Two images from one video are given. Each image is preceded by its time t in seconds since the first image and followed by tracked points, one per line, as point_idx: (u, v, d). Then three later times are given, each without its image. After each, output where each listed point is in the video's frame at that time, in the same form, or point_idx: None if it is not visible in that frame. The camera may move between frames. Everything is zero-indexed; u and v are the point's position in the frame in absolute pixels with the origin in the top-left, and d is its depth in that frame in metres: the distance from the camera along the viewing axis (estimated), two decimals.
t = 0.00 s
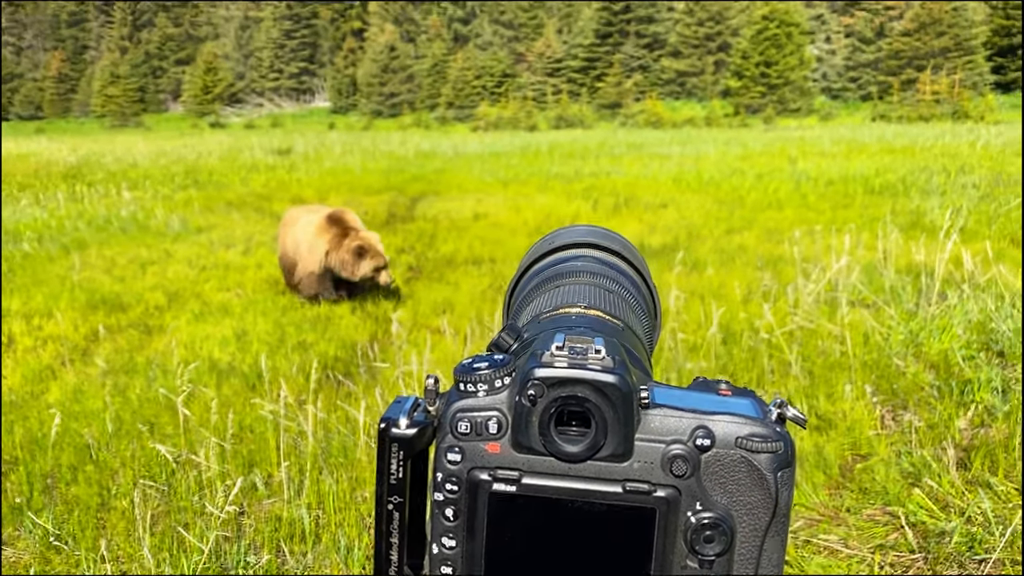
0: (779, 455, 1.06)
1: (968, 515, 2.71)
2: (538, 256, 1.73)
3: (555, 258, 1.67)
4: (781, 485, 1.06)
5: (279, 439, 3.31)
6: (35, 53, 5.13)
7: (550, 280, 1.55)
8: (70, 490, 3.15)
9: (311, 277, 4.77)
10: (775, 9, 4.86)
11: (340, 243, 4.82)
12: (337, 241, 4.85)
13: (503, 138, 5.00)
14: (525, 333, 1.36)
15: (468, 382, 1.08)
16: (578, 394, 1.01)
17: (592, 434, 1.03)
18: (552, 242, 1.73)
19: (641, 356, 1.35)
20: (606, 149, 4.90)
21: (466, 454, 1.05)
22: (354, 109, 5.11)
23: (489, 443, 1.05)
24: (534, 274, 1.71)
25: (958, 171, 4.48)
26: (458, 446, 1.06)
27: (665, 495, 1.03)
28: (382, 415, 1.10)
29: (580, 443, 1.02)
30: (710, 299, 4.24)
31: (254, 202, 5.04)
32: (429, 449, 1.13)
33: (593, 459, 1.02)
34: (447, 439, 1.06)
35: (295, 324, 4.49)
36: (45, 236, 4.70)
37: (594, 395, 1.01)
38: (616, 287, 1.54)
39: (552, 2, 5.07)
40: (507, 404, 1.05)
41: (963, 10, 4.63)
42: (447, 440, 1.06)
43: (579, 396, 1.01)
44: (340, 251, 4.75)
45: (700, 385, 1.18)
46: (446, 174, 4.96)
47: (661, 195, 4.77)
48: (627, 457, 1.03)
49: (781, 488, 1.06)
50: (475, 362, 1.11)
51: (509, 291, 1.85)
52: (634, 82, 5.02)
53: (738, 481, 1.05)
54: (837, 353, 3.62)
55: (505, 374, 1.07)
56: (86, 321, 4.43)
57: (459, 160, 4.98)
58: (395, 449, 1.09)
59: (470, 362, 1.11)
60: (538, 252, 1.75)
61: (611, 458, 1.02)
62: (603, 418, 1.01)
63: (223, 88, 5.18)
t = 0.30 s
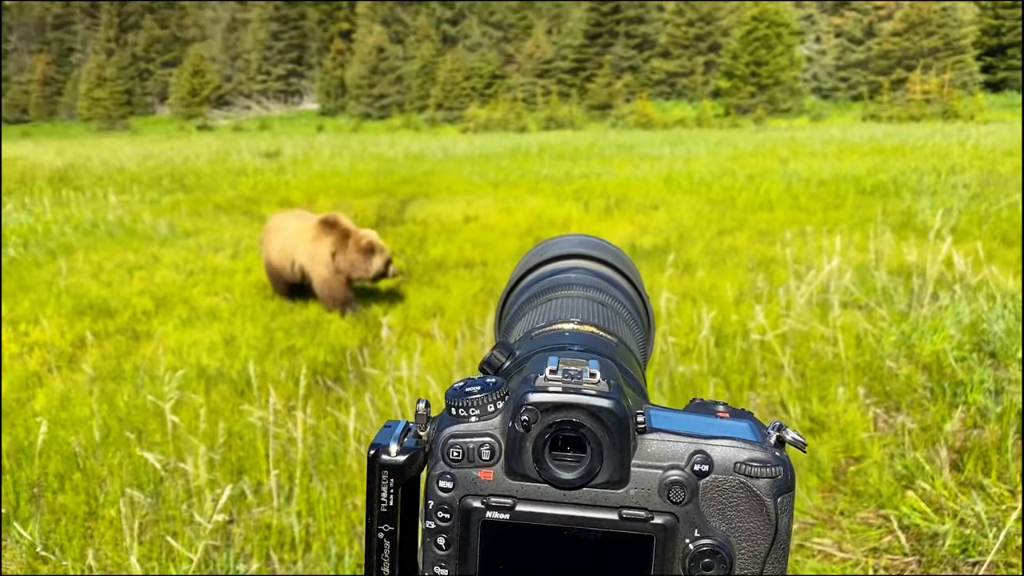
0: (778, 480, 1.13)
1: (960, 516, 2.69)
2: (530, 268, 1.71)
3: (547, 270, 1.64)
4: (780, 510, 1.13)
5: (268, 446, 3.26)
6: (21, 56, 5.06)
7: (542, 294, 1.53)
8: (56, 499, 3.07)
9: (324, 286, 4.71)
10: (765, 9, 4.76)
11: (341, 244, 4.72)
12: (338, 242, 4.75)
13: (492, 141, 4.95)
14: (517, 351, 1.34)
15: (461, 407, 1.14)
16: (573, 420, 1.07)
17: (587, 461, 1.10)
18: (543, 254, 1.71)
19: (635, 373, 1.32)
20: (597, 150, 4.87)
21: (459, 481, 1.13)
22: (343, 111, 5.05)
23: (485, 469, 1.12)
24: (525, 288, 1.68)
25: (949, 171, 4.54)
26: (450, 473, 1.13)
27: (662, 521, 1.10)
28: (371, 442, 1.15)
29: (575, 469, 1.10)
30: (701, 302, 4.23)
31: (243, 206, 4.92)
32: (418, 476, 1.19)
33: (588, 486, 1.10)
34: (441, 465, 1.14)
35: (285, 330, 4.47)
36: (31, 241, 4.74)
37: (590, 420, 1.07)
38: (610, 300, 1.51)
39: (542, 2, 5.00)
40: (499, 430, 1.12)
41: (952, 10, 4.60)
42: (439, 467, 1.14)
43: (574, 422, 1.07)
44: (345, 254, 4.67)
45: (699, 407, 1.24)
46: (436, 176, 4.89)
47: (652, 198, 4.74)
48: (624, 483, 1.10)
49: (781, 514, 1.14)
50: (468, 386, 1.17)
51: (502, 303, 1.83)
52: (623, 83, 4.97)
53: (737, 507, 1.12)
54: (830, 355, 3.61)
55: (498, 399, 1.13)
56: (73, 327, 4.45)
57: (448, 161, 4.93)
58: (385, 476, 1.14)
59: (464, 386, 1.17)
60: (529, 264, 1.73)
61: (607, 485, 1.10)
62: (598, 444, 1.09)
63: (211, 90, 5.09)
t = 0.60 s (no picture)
0: (774, 494, 1.07)
1: (954, 515, 2.72)
2: (521, 275, 1.72)
3: (539, 275, 1.65)
4: (776, 525, 1.07)
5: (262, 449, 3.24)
6: (12, 59, 5.10)
7: (534, 300, 1.53)
8: (50, 503, 3.06)
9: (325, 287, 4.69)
10: (755, 10, 4.78)
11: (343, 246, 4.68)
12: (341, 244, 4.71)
13: (485, 143, 4.94)
14: (508, 361, 1.34)
15: (450, 422, 1.09)
16: (565, 434, 1.02)
17: (580, 476, 1.04)
18: (535, 259, 1.72)
19: (627, 381, 1.33)
20: (589, 152, 4.89)
21: (449, 498, 1.06)
22: (335, 113, 5.03)
23: (474, 486, 1.05)
24: (517, 294, 1.69)
25: (939, 170, 4.52)
26: (440, 490, 1.06)
27: (657, 537, 1.04)
28: (360, 457, 1.12)
29: (567, 484, 1.04)
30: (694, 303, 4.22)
31: (236, 208, 4.89)
32: (408, 492, 1.15)
33: (581, 502, 1.04)
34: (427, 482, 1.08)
35: (278, 331, 4.47)
36: (24, 244, 4.78)
37: (582, 434, 1.02)
38: (602, 305, 1.52)
39: (534, 4, 4.99)
40: (489, 445, 1.06)
41: (941, 10, 4.57)
42: (429, 484, 1.07)
43: (566, 436, 1.02)
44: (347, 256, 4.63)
45: (692, 421, 1.21)
46: (429, 178, 4.92)
47: (644, 198, 4.78)
48: (616, 499, 1.04)
49: (777, 529, 1.08)
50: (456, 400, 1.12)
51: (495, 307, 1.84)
52: (615, 84, 4.95)
53: (732, 521, 1.06)
54: (822, 355, 3.61)
55: (488, 413, 1.08)
56: (65, 331, 4.54)
57: (441, 163, 4.93)
58: (373, 492, 1.11)
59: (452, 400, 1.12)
60: (520, 270, 1.74)
61: (599, 501, 1.04)
62: (591, 459, 1.03)
63: (203, 93, 5.07)
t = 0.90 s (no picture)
0: (767, 501, 1.02)
1: (949, 513, 2.70)
2: (514, 274, 1.72)
3: (531, 275, 1.65)
4: (770, 532, 1.02)
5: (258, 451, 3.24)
6: (5, 61, 5.18)
7: (525, 300, 1.53)
8: (43, 506, 3.03)
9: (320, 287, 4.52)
10: (749, 10, 4.90)
11: (342, 247, 4.51)
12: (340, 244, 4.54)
13: (481, 143, 5.05)
14: (499, 363, 1.33)
15: (437, 428, 1.04)
16: (553, 441, 0.98)
17: (569, 483, 0.99)
18: (527, 259, 1.72)
19: (619, 383, 1.32)
20: (584, 152, 4.97)
21: (436, 506, 1.02)
22: (330, 113, 5.14)
23: (461, 494, 1.01)
24: (510, 294, 1.68)
25: (933, 170, 4.43)
26: (427, 498, 1.02)
27: (648, 545, 0.99)
28: (344, 465, 1.09)
29: (556, 493, 0.99)
30: (690, 303, 4.11)
31: (230, 209, 4.91)
32: (394, 501, 1.12)
33: (571, 510, 0.99)
34: (412, 491, 1.03)
35: (273, 333, 4.28)
36: (18, 246, 4.74)
37: (571, 441, 0.98)
38: (596, 308, 1.52)
39: (529, 5, 5.10)
40: (477, 452, 1.01)
41: (935, 9, 4.64)
42: (415, 492, 1.03)
43: (555, 443, 0.98)
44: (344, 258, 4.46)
45: (686, 425, 1.16)
46: (424, 178, 4.95)
47: (639, 198, 4.80)
48: (607, 506, 0.99)
49: (770, 536, 1.02)
50: (443, 407, 1.07)
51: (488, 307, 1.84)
52: (610, 84, 5.06)
53: (724, 529, 1.01)
54: (817, 354, 3.62)
55: (475, 419, 1.03)
56: (58, 332, 4.25)
57: (436, 163, 4.99)
58: (358, 500, 1.07)
59: (439, 407, 1.08)
60: (512, 270, 1.74)
61: (590, 509, 0.99)
62: (580, 466, 0.98)
63: (197, 94, 5.16)
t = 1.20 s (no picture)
0: (764, 504, 1.01)
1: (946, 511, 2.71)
2: (508, 275, 1.72)
3: (525, 276, 1.66)
4: (766, 536, 1.01)
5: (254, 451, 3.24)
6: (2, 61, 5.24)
7: (520, 301, 1.53)
8: (39, 508, 3.01)
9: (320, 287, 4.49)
10: (745, 9, 4.93)
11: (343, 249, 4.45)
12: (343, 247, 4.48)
13: (477, 142, 5.05)
14: (493, 366, 1.33)
15: (429, 432, 1.04)
16: (547, 445, 0.97)
17: (563, 487, 0.98)
18: (522, 259, 1.73)
19: (612, 384, 1.32)
20: (580, 151, 4.95)
21: (428, 511, 1.01)
22: (326, 113, 5.13)
23: (452, 499, 1.00)
24: (504, 294, 1.68)
25: (928, 168, 4.38)
26: (419, 503, 1.01)
27: (643, 549, 0.98)
28: (335, 470, 1.09)
29: (550, 497, 0.98)
30: (686, 301, 4.13)
31: (226, 209, 4.89)
32: (386, 505, 1.11)
33: (565, 514, 0.98)
34: (404, 496, 1.02)
35: (270, 332, 4.25)
36: (13, 246, 4.72)
37: (565, 445, 0.97)
38: (590, 309, 1.51)
39: (523, 3, 5.12)
40: (470, 456, 1.01)
41: (929, 8, 4.63)
42: (407, 497, 1.02)
43: (548, 447, 0.97)
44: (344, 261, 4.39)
45: (681, 427, 1.15)
46: (420, 178, 4.95)
47: (635, 197, 4.80)
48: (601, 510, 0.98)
49: (766, 539, 1.01)
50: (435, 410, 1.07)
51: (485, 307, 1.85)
52: (606, 83, 5.05)
53: (720, 532, 1.00)
54: (813, 352, 3.61)
55: (468, 423, 1.03)
56: (54, 333, 4.16)
57: (432, 162, 4.98)
58: (349, 505, 1.07)
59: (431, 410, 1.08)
60: (507, 271, 1.75)
61: (584, 513, 0.98)
62: (574, 470, 0.97)
63: (193, 94, 5.18)
